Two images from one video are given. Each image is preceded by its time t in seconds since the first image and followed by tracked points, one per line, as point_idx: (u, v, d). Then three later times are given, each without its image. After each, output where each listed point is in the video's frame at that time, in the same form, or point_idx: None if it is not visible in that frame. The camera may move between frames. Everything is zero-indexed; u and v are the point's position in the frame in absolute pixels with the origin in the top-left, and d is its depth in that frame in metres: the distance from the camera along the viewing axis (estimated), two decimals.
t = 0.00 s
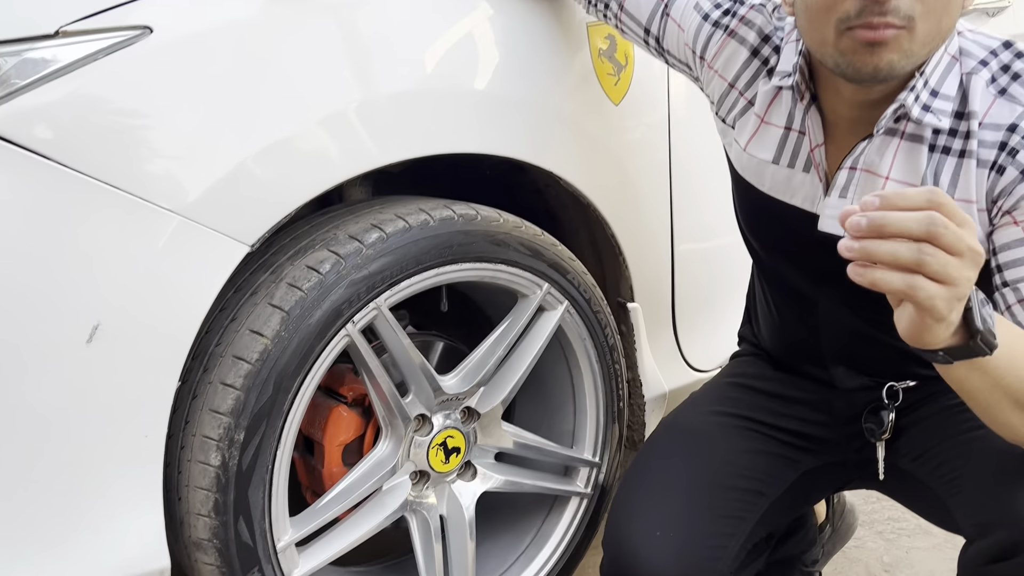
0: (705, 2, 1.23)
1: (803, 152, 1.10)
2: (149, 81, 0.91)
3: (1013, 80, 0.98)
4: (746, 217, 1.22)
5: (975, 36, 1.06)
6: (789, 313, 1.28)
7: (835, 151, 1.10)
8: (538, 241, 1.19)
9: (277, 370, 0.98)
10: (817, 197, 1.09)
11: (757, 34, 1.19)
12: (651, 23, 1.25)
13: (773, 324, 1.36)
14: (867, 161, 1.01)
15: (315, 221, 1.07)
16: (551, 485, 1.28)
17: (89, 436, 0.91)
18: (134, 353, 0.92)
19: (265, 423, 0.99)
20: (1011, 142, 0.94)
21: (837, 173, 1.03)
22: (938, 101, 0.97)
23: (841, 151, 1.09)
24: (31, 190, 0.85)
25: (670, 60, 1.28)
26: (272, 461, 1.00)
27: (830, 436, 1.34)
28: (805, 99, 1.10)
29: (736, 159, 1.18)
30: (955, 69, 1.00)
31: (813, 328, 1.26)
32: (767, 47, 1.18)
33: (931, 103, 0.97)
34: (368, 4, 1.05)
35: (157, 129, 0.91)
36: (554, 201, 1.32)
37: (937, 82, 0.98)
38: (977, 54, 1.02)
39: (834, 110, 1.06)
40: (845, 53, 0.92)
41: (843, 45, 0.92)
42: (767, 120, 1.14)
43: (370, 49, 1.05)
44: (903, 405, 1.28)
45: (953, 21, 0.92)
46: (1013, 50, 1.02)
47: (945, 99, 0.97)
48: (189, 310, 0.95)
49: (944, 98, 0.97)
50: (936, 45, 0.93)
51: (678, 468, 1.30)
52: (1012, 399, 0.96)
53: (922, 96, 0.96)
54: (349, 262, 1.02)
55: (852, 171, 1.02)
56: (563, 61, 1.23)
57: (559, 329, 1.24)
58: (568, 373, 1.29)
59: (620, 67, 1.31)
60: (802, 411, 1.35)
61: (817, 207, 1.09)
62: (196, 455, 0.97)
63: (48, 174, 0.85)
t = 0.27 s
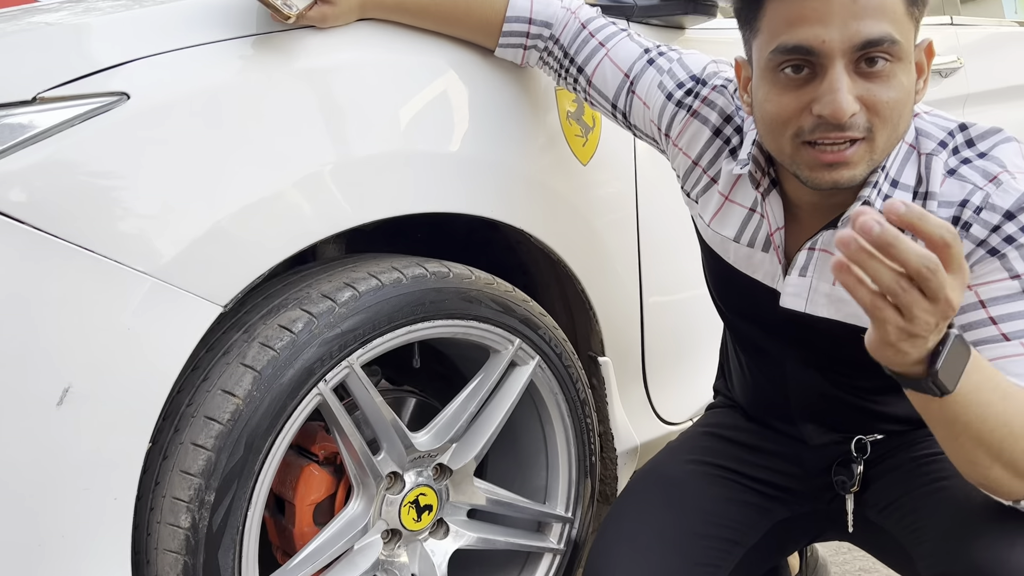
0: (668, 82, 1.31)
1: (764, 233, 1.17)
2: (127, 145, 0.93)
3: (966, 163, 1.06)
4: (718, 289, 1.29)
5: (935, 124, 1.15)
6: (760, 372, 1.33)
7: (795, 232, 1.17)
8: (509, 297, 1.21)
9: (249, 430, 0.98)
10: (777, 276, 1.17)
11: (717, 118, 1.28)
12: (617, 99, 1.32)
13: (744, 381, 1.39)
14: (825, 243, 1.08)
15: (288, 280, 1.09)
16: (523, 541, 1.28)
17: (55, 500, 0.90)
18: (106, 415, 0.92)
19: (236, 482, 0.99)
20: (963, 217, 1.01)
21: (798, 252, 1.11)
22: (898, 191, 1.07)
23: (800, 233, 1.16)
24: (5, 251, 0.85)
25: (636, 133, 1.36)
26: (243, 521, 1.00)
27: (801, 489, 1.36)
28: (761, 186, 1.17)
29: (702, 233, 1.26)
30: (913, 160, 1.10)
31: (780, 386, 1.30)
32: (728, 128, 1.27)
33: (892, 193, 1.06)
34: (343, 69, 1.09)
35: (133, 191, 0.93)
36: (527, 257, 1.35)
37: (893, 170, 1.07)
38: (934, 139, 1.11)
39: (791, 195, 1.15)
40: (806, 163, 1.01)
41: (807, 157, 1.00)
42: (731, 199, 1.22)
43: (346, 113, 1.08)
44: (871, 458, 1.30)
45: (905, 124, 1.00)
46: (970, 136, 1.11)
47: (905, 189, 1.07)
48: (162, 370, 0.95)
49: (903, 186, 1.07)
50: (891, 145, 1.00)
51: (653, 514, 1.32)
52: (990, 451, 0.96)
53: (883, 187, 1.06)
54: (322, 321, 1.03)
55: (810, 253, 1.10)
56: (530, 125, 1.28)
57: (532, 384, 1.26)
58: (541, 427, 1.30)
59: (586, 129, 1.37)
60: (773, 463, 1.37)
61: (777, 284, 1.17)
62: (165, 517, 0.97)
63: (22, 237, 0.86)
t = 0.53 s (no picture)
0: (641, 137, 1.37)
1: (731, 286, 1.26)
2: (110, 193, 0.94)
3: (921, 217, 1.13)
4: (701, 342, 1.36)
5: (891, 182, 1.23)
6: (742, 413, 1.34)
7: (760, 284, 1.26)
8: (491, 340, 1.23)
9: (230, 478, 0.98)
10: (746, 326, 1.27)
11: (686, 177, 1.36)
12: (593, 151, 1.38)
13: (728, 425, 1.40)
14: (790, 298, 1.16)
15: (270, 326, 1.10)
16: None
17: (32, 554, 0.89)
18: (86, 464, 0.92)
19: (217, 531, 0.98)
20: (919, 271, 1.08)
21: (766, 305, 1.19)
22: (861, 247, 1.13)
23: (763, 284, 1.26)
24: None
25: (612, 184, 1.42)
26: (223, 570, 1.00)
27: (782, 530, 1.37)
28: (724, 242, 1.27)
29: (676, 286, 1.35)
30: (874, 217, 1.17)
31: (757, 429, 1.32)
32: (697, 182, 1.36)
33: (855, 249, 1.12)
34: (327, 119, 1.11)
35: (115, 239, 0.94)
36: (508, 300, 1.36)
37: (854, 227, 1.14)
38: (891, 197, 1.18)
39: (754, 252, 1.24)
40: (767, 229, 1.09)
41: (766, 224, 1.09)
42: (699, 253, 1.30)
43: (329, 162, 1.10)
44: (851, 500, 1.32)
45: (854, 186, 1.09)
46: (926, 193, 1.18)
47: (867, 245, 1.13)
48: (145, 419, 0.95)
49: (865, 242, 1.13)
50: (843, 206, 1.09)
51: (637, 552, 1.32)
52: (958, 517, 0.96)
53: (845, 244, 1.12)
54: (304, 367, 1.04)
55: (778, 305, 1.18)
56: (512, 171, 1.31)
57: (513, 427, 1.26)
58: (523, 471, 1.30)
59: (567, 174, 1.41)
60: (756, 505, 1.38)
61: (746, 332, 1.27)
62: (143, 568, 0.96)
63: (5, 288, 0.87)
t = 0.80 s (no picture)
0: (633, 153, 1.37)
1: (722, 301, 1.28)
2: (104, 210, 0.95)
3: (908, 231, 1.14)
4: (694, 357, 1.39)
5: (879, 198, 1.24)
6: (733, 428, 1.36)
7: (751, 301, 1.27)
8: (484, 356, 1.23)
9: (222, 495, 0.98)
10: (738, 343, 1.28)
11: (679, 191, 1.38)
12: (585, 167, 1.39)
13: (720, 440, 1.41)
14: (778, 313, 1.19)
15: (263, 342, 1.10)
16: None
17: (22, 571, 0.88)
18: (78, 482, 0.91)
19: (209, 549, 0.98)
20: (906, 285, 1.08)
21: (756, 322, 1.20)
22: (848, 266, 1.13)
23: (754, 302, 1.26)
24: None
25: (605, 200, 1.42)
26: None
27: (776, 544, 1.37)
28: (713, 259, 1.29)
29: (669, 299, 1.36)
30: (864, 233, 1.17)
31: (748, 441, 1.34)
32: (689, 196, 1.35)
33: (843, 268, 1.13)
34: (320, 135, 1.12)
35: (108, 256, 0.94)
36: (501, 315, 1.37)
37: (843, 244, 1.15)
38: (881, 211, 1.18)
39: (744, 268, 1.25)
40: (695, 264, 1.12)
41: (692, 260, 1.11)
42: (691, 268, 1.31)
43: (323, 178, 1.10)
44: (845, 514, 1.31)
45: (813, 222, 1.07)
46: (912, 208, 1.19)
47: (855, 264, 1.13)
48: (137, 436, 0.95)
49: (853, 261, 1.14)
50: (801, 242, 1.08)
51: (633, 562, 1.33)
52: (941, 527, 0.96)
53: (833, 263, 1.13)
54: (297, 383, 1.04)
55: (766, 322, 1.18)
56: (505, 187, 1.32)
57: (507, 443, 1.26)
58: (517, 487, 1.30)
59: (559, 190, 1.42)
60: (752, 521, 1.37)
61: (739, 348, 1.29)
62: None
63: None
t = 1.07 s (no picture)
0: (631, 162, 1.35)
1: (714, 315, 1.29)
2: (99, 216, 0.94)
3: (886, 242, 1.13)
4: (689, 367, 1.40)
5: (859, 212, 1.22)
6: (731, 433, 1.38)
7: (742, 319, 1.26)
8: (482, 363, 1.22)
9: (217, 504, 0.97)
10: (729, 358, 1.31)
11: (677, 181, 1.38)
12: (580, 179, 1.34)
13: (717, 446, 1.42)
14: (765, 332, 1.19)
15: (259, 350, 1.09)
16: None
17: None
18: (71, 491, 0.90)
19: (204, 558, 0.97)
20: (887, 298, 1.07)
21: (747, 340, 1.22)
22: (834, 287, 1.11)
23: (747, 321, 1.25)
24: None
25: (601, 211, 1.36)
26: None
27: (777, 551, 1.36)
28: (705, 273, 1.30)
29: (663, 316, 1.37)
30: (847, 250, 1.15)
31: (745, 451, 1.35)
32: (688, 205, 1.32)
33: (828, 289, 1.11)
34: (317, 141, 1.12)
35: (103, 263, 0.94)
36: (498, 322, 1.36)
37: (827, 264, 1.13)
38: (864, 226, 1.16)
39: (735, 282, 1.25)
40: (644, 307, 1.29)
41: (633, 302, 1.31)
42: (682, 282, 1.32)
43: (319, 184, 1.10)
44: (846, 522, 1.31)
45: (751, 300, 1.14)
46: (891, 217, 1.18)
47: (841, 283, 1.11)
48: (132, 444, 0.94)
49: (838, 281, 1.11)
50: (742, 311, 1.16)
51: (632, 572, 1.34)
52: (919, 532, 1.00)
53: (818, 285, 1.11)
54: (292, 391, 1.03)
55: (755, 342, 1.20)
56: (503, 194, 1.31)
57: (505, 451, 1.25)
58: (515, 494, 1.29)
59: (557, 197, 1.41)
60: (750, 529, 1.37)
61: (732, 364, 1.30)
62: None
63: None
